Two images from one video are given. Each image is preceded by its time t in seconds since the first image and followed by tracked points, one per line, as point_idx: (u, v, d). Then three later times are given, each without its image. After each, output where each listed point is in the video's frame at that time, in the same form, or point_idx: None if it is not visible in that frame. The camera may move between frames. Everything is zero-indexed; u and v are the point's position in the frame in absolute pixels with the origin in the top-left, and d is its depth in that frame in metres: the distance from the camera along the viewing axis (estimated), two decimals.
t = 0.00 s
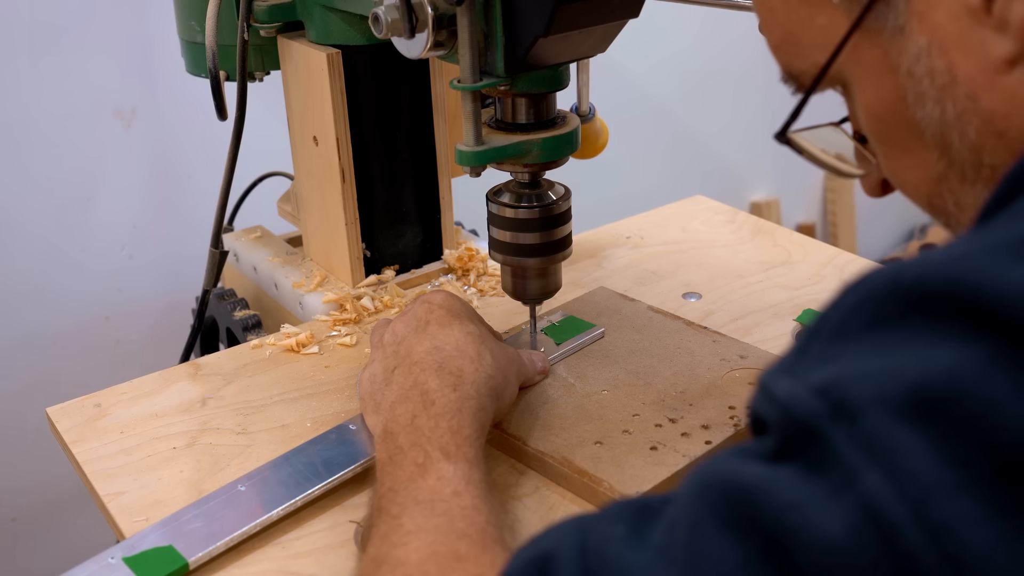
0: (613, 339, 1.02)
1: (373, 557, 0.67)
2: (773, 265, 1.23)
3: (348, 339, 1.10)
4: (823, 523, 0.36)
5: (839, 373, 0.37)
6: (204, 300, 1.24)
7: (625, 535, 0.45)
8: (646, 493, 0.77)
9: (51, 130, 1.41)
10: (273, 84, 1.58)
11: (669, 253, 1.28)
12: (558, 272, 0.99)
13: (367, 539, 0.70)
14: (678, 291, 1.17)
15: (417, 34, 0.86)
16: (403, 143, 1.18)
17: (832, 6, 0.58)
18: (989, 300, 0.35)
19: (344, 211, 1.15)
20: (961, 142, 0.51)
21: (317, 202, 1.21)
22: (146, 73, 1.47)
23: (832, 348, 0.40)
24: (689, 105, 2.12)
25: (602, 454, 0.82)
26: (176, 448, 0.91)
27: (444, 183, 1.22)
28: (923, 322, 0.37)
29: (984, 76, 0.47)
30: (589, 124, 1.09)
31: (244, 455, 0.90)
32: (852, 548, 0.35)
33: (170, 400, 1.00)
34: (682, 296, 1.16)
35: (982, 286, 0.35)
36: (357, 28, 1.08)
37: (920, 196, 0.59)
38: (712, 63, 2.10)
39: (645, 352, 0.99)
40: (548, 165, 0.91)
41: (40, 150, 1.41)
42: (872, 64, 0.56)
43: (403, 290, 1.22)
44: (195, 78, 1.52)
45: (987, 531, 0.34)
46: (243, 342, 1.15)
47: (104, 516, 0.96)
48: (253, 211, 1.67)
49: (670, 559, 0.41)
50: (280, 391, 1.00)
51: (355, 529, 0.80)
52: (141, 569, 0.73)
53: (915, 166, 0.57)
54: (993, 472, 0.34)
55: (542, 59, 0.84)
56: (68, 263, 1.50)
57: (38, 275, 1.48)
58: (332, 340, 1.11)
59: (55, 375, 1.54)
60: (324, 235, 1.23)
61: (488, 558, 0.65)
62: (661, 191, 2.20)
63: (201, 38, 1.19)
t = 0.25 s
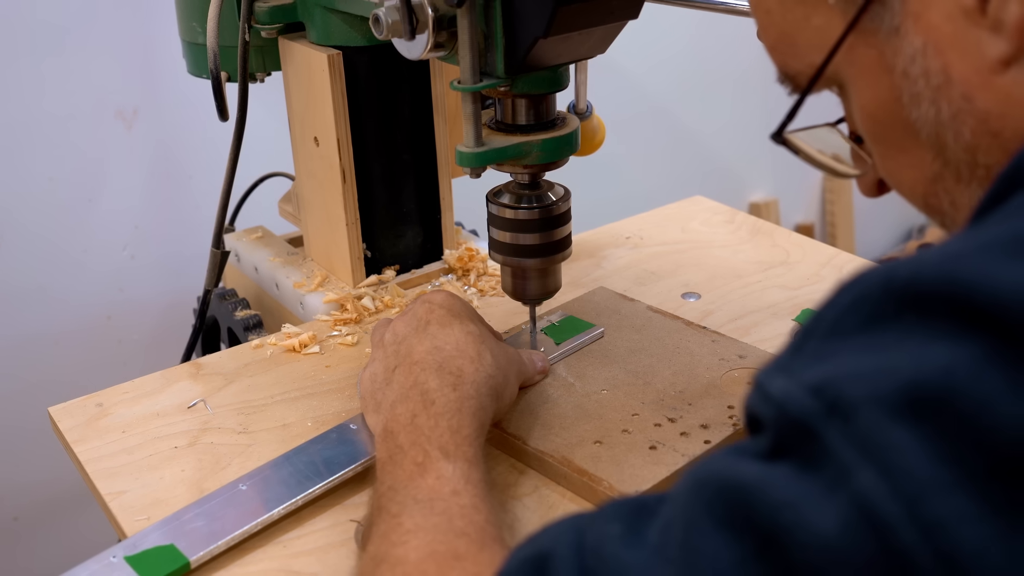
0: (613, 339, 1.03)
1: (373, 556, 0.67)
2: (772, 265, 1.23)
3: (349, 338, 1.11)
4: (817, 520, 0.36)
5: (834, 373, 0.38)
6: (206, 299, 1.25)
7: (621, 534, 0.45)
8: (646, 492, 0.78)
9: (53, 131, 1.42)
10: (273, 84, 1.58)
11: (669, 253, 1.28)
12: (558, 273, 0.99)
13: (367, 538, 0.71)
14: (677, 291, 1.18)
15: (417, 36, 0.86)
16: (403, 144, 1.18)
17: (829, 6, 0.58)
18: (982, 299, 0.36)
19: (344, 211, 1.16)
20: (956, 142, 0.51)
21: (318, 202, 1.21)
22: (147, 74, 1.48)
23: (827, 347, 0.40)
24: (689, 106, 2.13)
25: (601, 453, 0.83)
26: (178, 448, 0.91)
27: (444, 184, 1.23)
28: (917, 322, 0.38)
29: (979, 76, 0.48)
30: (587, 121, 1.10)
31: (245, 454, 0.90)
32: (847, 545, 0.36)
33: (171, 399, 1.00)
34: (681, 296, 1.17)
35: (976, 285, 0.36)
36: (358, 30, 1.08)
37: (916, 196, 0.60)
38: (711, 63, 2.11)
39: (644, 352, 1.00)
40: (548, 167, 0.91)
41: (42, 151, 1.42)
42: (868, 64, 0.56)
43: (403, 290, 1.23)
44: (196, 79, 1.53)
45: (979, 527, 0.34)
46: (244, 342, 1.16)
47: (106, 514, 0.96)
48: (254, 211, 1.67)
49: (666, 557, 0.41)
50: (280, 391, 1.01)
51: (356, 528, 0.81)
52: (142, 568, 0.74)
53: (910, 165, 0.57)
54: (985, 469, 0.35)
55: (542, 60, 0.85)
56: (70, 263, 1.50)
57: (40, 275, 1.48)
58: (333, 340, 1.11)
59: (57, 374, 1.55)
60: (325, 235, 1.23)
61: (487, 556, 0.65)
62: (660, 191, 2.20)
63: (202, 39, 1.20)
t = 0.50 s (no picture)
0: (612, 339, 1.03)
1: (373, 554, 0.68)
2: (771, 265, 1.24)
3: (350, 338, 1.11)
4: (813, 516, 0.37)
5: (830, 370, 0.38)
6: (207, 299, 1.25)
7: (619, 531, 0.46)
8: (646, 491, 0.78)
9: (55, 131, 1.42)
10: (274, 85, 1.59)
11: (668, 253, 1.29)
12: (558, 273, 1.00)
13: (367, 537, 0.71)
14: (676, 291, 1.18)
15: (418, 37, 0.87)
16: (403, 144, 1.19)
17: (826, 7, 0.59)
18: (976, 296, 0.36)
19: (345, 211, 1.16)
20: (952, 142, 0.51)
21: (319, 203, 1.22)
22: (149, 75, 1.48)
23: (822, 345, 0.40)
24: (688, 106, 2.13)
25: (601, 453, 0.83)
26: (179, 447, 0.92)
27: (444, 184, 1.23)
28: (911, 319, 0.38)
29: (976, 75, 0.48)
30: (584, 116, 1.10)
31: (246, 454, 0.90)
32: (843, 541, 0.36)
33: (173, 398, 1.01)
34: (681, 296, 1.17)
35: (969, 282, 0.36)
36: (359, 31, 1.09)
37: (913, 195, 0.60)
38: (710, 64, 2.11)
39: (644, 351, 1.00)
40: (547, 167, 0.92)
41: (44, 151, 1.42)
42: (865, 64, 0.57)
43: (404, 290, 1.23)
44: (197, 80, 1.53)
45: (974, 522, 0.35)
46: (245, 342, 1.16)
47: (107, 513, 0.97)
48: (255, 212, 1.68)
49: (664, 554, 0.42)
50: (281, 390, 1.01)
51: (357, 527, 0.81)
52: (144, 566, 0.74)
53: (908, 165, 0.58)
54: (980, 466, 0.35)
55: (541, 61, 0.85)
56: (72, 263, 1.51)
57: (41, 275, 1.49)
58: (334, 340, 1.12)
59: (59, 374, 1.55)
60: (326, 235, 1.24)
61: (487, 554, 0.66)
62: (659, 192, 2.21)
63: (203, 40, 1.20)
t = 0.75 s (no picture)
0: (611, 338, 1.04)
1: (373, 552, 0.68)
2: (770, 266, 1.24)
3: (351, 338, 1.12)
4: (811, 512, 0.37)
5: (828, 366, 0.38)
6: (208, 299, 1.26)
7: (617, 527, 0.46)
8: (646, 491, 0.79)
9: (57, 132, 1.43)
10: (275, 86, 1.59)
11: (668, 253, 1.29)
12: (558, 274, 1.00)
13: (368, 535, 0.72)
14: (676, 291, 1.19)
15: (418, 39, 0.88)
16: (404, 145, 1.19)
17: (825, 7, 0.59)
18: (973, 293, 0.36)
19: (346, 212, 1.17)
20: (952, 141, 0.52)
21: (320, 203, 1.22)
22: (150, 76, 1.49)
23: (820, 341, 0.40)
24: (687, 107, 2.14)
25: (601, 452, 0.83)
26: (181, 446, 0.92)
27: (445, 185, 1.24)
28: (909, 315, 0.38)
29: (975, 75, 0.48)
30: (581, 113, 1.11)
31: (247, 453, 0.91)
32: (841, 536, 0.36)
33: (174, 398, 1.01)
34: (680, 296, 1.18)
35: (967, 279, 0.36)
36: (359, 32, 1.09)
37: (913, 195, 0.61)
38: (709, 65, 2.12)
39: (643, 351, 1.00)
40: (547, 168, 0.92)
41: (46, 151, 1.43)
42: (865, 64, 0.57)
43: (404, 290, 1.24)
44: (199, 81, 1.54)
45: (970, 517, 0.35)
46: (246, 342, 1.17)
47: (109, 512, 0.97)
48: (256, 212, 1.68)
49: (662, 550, 0.42)
50: (283, 390, 1.02)
51: (357, 526, 0.82)
52: (146, 565, 0.75)
53: (907, 164, 0.58)
54: (977, 461, 0.36)
55: (542, 62, 0.86)
56: (74, 263, 1.51)
57: (43, 276, 1.49)
58: (335, 339, 1.12)
59: (60, 374, 1.55)
60: (326, 235, 1.24)
61: (486, 552, 0.66)
62: (658, 192, 2.21)
63: (205, 41, 1.21)
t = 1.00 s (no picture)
0: (611, 338, 1.04)
1: (373, 550, 0.69)
2: (769, 266, 1.25)
3: (351, 338, 1.12)
4: (805, 506, 0.37)
5: (822, 362, 0.38)
6: (210, 299, 1.26)
7: (614, 522, 0.47)
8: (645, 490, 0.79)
9: (58, 132, 1.43)
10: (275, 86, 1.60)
11: (667, 253, 1.30)
12: (558, 275, 1.01)
13: (367, 533, 0.72)
14: (675, 291, 1.19)
15: (419, 40, 0.88)
16: (404, 145, 1.20)
17: (822, 8, 0.60)
18: (966, 286, 0.36)
19: (346, 212, 1.17)
20: (949, 141, 0.52)
21: (321, 203, 1.23)
22: (152, 77, 1.49)
23: (815, 337, 0.41)
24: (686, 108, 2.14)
25: (600, 451, 0.84)
26: (182, 446, 0.93)
27: (445, 186, 1.24)
28: (903, 310, 0.38)
29: (972, 76, 0.48)
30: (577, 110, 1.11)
31: (249, 452, 0.91)
32: (834, 530, 0.36)
33: (176, 398, 1.01)
34: (679, 296, 1.18)
35: (960, 272, 0.36)
36: (360, 33, 1.10)
37: (911, 195, 0.61)
38: (708, 66, 2.12)
39: (643, 351, 1.01)
40: (547, 170, 0.92)
41: (47, 151, 1.43)
42: (862, 64, 0.57)
43: (405, 290, 1.24)
44: (200, 82, 1.54)
45: (966, 511, 0.35)
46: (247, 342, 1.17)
47: (111, 511, 0.98)
48: (257, 213, 1.69)
49: (658, 545, 0.43)
50: (283, 390, 1.02)
51: (357, 525, 0.82)
52: (147, 564, 0.75)
53: (904, 165, 0.59)
54: (973, 455, 0.35)
55: (541, 63, 0.86)
56: (76, 262, 1.52)
57: (45, 276, 1.50)
58: (335, 339, 1.13)
59: (62, 373, 1.56)
60: (327, 236, 1.25)
61: (485, 550, 0.66)
62: (658, 193, 2.22)
63: (206, 42, 1.21)
